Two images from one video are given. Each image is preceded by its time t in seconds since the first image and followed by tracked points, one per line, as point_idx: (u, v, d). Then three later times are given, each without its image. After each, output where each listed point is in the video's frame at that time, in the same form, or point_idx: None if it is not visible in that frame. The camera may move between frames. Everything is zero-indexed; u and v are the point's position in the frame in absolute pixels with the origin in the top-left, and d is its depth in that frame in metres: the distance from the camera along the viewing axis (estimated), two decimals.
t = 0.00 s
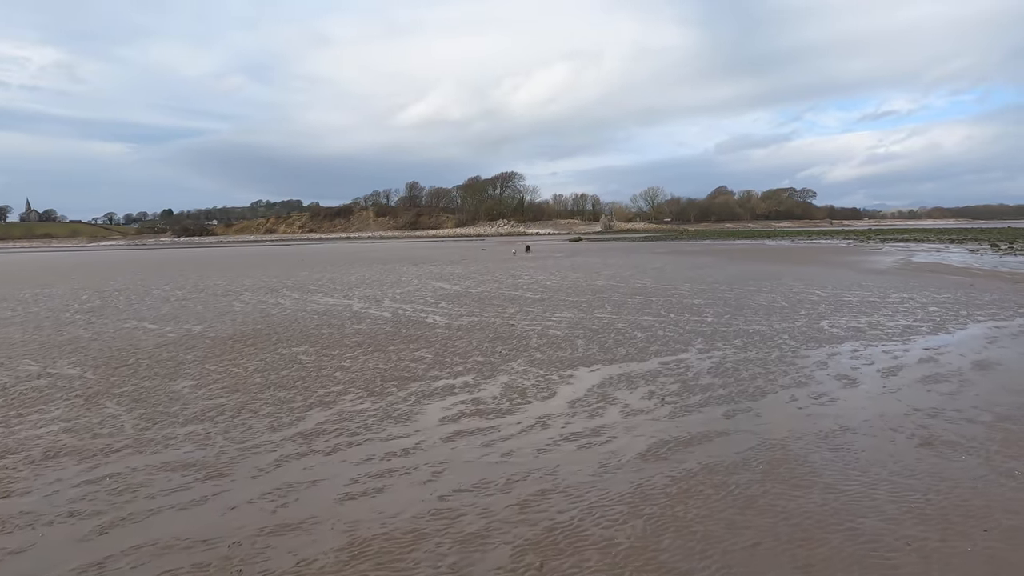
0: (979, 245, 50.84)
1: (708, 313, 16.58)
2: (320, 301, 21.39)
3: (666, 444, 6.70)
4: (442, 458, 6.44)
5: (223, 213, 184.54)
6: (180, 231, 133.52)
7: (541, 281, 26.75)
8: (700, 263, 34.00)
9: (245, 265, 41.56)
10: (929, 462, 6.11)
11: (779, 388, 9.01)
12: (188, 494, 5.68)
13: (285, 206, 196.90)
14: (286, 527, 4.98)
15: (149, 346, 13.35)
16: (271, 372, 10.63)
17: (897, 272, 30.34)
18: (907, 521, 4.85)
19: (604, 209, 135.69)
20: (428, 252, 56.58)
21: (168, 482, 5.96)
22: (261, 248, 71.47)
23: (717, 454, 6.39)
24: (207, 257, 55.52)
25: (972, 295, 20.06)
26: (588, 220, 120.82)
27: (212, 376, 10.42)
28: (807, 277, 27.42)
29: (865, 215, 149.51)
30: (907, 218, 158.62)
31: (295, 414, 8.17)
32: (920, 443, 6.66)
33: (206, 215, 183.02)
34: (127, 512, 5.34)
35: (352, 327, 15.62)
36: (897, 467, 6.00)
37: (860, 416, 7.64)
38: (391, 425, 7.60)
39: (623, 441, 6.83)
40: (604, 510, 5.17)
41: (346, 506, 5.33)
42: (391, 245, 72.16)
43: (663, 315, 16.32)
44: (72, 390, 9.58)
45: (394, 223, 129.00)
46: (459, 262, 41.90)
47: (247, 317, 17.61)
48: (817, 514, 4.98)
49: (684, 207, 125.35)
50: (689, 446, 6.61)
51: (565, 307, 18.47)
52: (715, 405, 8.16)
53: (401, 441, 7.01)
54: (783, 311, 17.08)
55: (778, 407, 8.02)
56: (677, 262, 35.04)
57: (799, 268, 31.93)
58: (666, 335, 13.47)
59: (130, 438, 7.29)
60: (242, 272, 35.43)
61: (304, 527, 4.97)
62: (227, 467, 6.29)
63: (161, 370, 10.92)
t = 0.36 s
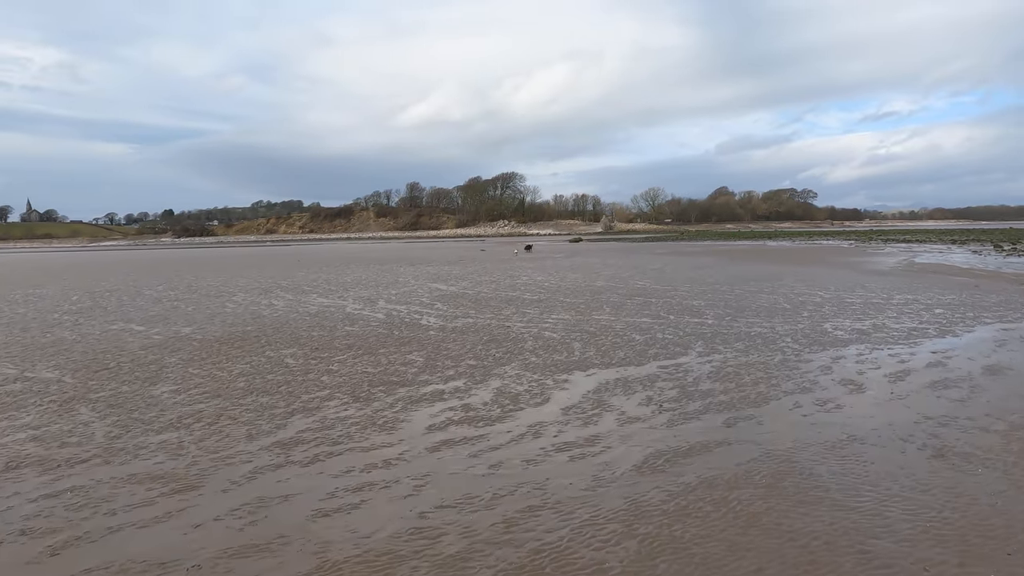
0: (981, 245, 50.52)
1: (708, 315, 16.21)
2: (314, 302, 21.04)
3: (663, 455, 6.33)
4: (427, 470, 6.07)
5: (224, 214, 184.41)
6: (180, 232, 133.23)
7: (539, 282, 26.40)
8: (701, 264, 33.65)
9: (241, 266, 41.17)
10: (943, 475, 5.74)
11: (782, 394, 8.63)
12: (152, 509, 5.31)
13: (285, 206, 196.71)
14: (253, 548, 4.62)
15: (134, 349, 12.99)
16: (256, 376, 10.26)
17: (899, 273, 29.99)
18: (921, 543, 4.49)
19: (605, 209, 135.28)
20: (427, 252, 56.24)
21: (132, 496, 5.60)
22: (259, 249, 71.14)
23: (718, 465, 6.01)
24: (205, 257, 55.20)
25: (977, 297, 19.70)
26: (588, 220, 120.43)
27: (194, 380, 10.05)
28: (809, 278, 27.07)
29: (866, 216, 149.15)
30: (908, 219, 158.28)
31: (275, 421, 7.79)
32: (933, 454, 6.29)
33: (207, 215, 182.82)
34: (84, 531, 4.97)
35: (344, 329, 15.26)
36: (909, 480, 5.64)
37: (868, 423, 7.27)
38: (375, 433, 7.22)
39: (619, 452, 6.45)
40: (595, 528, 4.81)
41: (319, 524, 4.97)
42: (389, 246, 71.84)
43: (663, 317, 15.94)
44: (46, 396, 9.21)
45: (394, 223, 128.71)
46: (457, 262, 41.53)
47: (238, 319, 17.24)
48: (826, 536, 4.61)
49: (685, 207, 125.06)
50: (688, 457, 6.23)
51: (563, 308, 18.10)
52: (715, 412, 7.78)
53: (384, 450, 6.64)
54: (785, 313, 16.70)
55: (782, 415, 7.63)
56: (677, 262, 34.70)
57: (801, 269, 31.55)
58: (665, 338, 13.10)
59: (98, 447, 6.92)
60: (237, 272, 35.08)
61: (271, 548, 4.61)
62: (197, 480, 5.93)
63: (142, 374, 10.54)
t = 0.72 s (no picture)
0: (985, 246, 50.06)
1: (709, 318, 15.79)
2: (307, 303, 20.63)
3: (660, 471, 5.91)
4: (406, 488, 5.65)
5: (224, 215, 184.12)
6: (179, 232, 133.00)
7: (537, 283, 26.00)
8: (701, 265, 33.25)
9: (237, 266, 40.81)
10: (962, 495, 5.32)
11: (786, 402, 8.21)
12: (106, 533, 4.90)
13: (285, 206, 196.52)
14: None
15: (116, 353, 12.59)
16: (238, 383, 9.85)
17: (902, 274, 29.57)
18: None
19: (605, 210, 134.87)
20: (425, 253, 55.85)
21: (87, 517, 5.19)
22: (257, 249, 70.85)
23: (719, 483, 5.60)
24: (203, 258, 54.87)
25: (984, 299, 19.28)
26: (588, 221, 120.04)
27: (172, 387, 9.64)
28: (811, 279, 26.66)
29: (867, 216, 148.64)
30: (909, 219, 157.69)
31: (251, 432, 7.38)
32: (949, 470, 5.87)
33: (207, 216, 182.53)
34: (27, 558, 4.57)
35: (334, 332, 14.85)
36: (925, 500, 5.23)
37: (878, 435, 6.85)
38: (354, 446, 6.81)
39: (612, 467, 6.04)
40: (584, 556, 4.40)
41: (284, 551, 4.56)
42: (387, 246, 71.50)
43: (662, 319, 15.52)
44: (17, 404, 8.81)
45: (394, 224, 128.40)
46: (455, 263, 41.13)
47: (227, 321, 16.84)
48: (837, 566, 4.21)
49: (686, 207, 124.61)
50: (687, 474, 5.82)
51: (560, 311, 17.68)
52: (716, 423, 7.37)
53: (362, 465, 6.23)
54: (788, 316, 16.29)
55: (786, 425, 7.21)
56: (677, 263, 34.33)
57: (802, 270, 31.13)
58: (665, 341, 12.69)
59: (60, 461, 6.51)
60: (232, 273, 34.74)
61: None
62: (159, 498, 5.53)
63: (120, 380, 10.14)
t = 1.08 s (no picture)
0: (988, 245, 49.58)
1: (712, 319, 15.39)
2: (302, 305, 20.24)
3: (662, 487, 5.50)
4: (390, 505, 5.26)
5: (225, 215, 183.84)
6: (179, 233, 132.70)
7: (536, 284, 25.62)
8: (703, 265, 32.84)
9: (234, 267, 40.41)
10: (990, 513, 4.91)
11: (795, 409, 7.80)
12: (60, 558, 4.51)
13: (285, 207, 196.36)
14: None
15: (100, 356, 12.20)
16: (222, 388, 9.45)
17: (907, 274, 29.13)
18: None
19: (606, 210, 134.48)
20: (425, 253, 55.52)
21: (42, 539, 4.80)
22: (256, 249, 70.51)
23: (726, 500, 5.20)
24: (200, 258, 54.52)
25: (993, 299, 18.83)
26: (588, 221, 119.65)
27: (153, 393, 9.24)
28: (814, 279, 26.25)
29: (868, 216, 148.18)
30: (910, 219, 157.28)
31: (230, 442, 6.98)
32: (974, 485, 5.46)
33: (207, 216, 182.11)
34: None
35: (327, 334, 14.46)
36: (950, 519, 4.82)
37: (894, 445, 6.44)
38: (338, 457, 6.41)
39: (611, 482, 5.63)
40: None
41: None
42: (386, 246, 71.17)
43: (663, 321, 15.10)
44: None
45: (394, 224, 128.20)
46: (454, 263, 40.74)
47: (218, 323, 16.44)
48: None
49: (687, 207, 124.14)
50: (692, 490, 5.41)
51: (559, 312, 17.27)
52: (722, 432, 6.95)
53: (345, 479, 5.83)
54: (792, 317, 15.87)
55: (796, 435, 6.80)
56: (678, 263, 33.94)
57: (806, 269, 30.69)
58: (666, 344, 12.29)
59: (22, 475, 6.11)
60: (228, 274, 34.37)
61: None
62: (123, 517, 5.13)
63: (99, 386, 9.74)
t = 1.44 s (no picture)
0: (993, 245, 49.11)
1: (715, 322, 14.96)
2: (296, 307, 19.84)
3: (666, 510, 5.08)
4: (371, 531, 4.85)
5: (227, 216, 183.79)
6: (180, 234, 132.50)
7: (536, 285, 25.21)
8: (705, 265, 32.41)
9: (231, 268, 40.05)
10: None
11: (806, 420, 7.36)
12: None
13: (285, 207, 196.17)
14: None
15: (83, 362, 11.79)
16: (204, 397, 9.03)
17: (913, 274, 28.65)
18: None
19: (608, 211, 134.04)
20: (424, 254, 55.13)
21: None
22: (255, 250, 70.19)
23: (735, 525, 4.78)
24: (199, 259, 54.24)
25: (1003, 301, 18.36)
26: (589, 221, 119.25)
27: (132, 402, 8.83)
28: (819, 280, 25.80)
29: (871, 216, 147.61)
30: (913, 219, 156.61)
31: (206, 457, 6.56)
32: (1005, 508, 5.05)
33: (208, 217, 182.09)
34: None
35: (319, 338, 14.05)
36: (984, 549, 4.40)
37: (915, 462, 6.01)
38: (319, 475, 5.99)
39: (611, 503, 5.22)
40: None
41: None
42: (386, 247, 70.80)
43: (666, 324, 14.65)
44: None
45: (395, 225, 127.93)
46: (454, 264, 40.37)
47: (209, 327, 16.01)
48: None
49: (688, 207, 123.64)
50: (699, 514, 4.99)
51: (559, 315, 16.84)
52: (729, 446, 6.52)
53: (325, 500, 5.41)
54: (799, 320, 15.40)
55: (809, 449, 6.37)
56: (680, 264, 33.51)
57: (810, 270, 30.22)
58: (669, 349, 11.85)
59: None
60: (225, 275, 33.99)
61: None
62: (79, 545, 4.72)
63: (77, 394, 9.33)
